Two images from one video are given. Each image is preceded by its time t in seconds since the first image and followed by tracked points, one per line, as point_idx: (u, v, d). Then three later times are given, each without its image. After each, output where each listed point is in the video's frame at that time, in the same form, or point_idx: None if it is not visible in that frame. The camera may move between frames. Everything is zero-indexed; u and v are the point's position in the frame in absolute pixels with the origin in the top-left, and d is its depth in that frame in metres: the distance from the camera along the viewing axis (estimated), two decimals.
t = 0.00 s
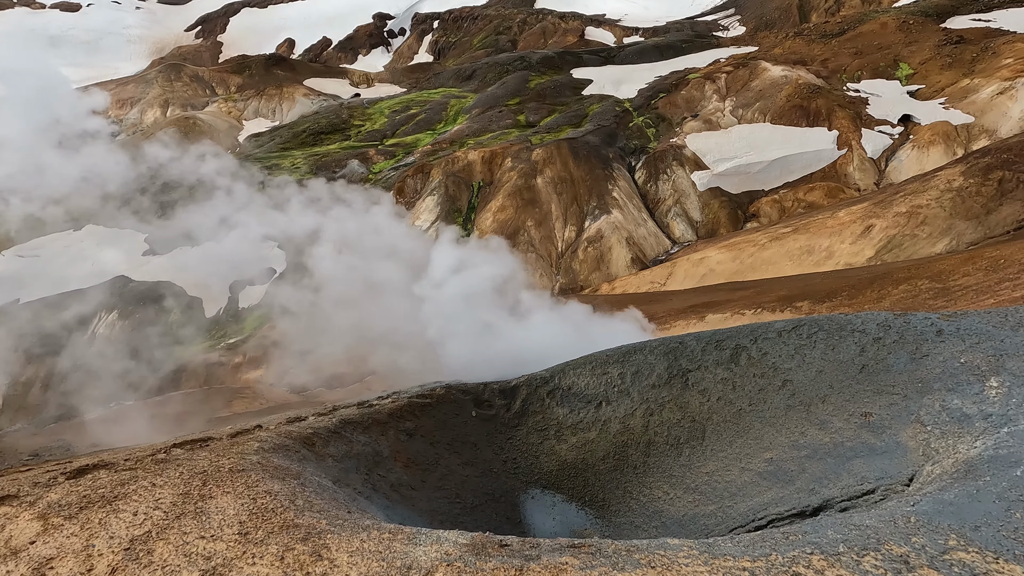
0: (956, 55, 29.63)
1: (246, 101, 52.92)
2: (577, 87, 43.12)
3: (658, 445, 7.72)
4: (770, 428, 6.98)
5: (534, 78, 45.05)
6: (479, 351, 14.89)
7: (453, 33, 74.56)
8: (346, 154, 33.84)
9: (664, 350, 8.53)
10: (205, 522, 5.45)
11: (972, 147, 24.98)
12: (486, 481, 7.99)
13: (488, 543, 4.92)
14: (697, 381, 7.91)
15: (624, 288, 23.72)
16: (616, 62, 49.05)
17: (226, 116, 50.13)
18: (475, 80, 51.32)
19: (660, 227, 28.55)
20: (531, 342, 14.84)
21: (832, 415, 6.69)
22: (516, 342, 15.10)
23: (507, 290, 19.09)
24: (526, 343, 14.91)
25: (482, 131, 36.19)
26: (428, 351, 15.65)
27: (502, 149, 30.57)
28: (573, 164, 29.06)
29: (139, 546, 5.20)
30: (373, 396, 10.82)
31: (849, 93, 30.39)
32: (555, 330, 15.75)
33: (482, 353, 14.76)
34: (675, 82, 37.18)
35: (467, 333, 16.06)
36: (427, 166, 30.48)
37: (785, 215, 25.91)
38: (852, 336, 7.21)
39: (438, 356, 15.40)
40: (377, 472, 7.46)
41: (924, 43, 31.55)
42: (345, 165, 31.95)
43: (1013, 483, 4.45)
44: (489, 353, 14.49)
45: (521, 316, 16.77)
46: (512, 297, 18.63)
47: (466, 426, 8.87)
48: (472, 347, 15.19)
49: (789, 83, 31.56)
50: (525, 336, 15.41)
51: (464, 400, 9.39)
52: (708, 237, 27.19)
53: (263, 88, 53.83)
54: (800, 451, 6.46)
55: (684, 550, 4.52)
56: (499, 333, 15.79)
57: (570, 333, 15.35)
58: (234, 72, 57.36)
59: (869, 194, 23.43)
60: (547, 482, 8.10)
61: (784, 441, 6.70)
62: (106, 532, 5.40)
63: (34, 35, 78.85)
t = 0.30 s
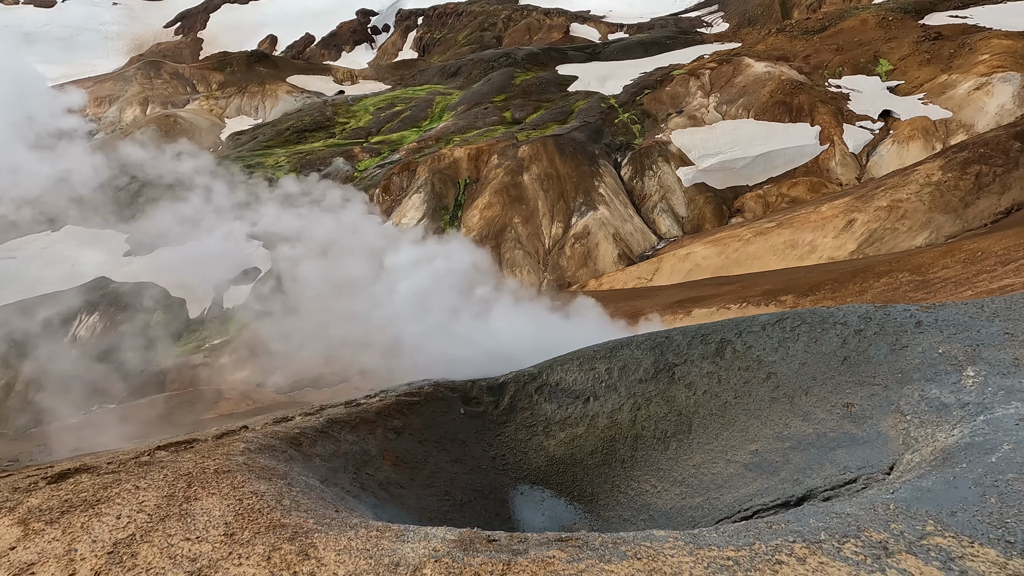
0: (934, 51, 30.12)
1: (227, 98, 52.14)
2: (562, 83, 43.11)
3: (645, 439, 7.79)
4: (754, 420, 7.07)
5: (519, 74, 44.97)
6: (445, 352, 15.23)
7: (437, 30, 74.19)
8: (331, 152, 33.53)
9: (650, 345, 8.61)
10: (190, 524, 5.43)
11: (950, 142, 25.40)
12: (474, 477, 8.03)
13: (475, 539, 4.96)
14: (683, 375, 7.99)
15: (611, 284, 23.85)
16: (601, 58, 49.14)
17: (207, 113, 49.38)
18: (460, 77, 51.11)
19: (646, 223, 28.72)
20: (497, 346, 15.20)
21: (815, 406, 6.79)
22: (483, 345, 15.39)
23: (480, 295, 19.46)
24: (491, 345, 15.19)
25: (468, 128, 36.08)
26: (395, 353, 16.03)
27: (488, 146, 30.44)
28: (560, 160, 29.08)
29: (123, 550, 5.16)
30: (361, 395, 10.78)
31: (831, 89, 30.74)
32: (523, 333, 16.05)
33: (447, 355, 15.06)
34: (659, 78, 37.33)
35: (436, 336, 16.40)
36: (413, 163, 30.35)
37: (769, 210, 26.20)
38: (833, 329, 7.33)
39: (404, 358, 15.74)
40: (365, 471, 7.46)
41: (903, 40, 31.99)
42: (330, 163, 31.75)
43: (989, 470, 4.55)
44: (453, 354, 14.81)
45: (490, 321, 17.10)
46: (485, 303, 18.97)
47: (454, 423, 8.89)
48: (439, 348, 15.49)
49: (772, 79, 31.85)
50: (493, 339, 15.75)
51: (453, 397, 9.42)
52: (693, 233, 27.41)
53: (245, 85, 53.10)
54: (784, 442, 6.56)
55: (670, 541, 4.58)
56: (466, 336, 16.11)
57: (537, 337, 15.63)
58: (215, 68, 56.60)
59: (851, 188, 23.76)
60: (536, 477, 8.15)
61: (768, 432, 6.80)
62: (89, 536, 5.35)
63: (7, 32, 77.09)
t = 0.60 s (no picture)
0: (914, 48, 30.54)
1: (210, 97, 51.51)
2: (549, 80, 43.12)
3: (632, 434, 7.86)
4: (739, 414, 7.15)
5: (505, 72, 44.89)
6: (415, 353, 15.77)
7: (423, 27, 73.88)
8: (316, 150, 33.27)
9: (636, 341, 8.66)
10: (171, 527, 5.39)
11: (931, 137, 25.77)
12: (462, 475, 8.04)
13: (460, 536, 4.98)
14: (669, 370, 8.06)
15: (599, 281, 23.95)
16: (587, 56, 49.17)
17: (190, 112, 48.80)
18: (446, 75, 50.94)
19: (633, 219, 28.86)
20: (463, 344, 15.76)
21: (797, 399, 6.89)
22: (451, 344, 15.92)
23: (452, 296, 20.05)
24: (458, 344, 15.70)
25: (455, 126, 35.98)
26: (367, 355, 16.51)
27: (475, 144, 30.36)
28: (547, 158, 29.08)
29: (101, 555, 5.11)
30: (349, 394, 10.74)
31: (814, 86, 31.02)
32: (490, 329, 16.57)
33: (416, 355, 15.58)
34: (645, 75, 37.45)
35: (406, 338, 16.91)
36: (399, 162, 30.18)
37: (755, 206, 26.43)
38: (815, 323, 7.42)
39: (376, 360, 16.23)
40: (352, 470, 7.44)
41: (884, 37, 32.38)
42: (316, 162, 31.56)
43: (964, 458, 4.64)
44: (422, 354, 15.34)
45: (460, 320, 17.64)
46: (456, 304, 19.52)
47: (442, 422, 8.89)
48: (409, 349, 16.01)
49: (756, 76, 32.07)
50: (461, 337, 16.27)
51: (440, 396, 9.41)
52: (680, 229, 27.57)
53: (228, 83, 52.48)
54: (767, 436, 6.65)
55: (651, 534, 4.64)
56: (434, 335, 16.63)
57: (502, 333, 16.16)
58: (197, 66, 55.82)
59: (834, 184, 24.03)
60: (524, 474, 8.19)
61: (753, 426, 6.89)
62: (68, 540, 5.30)
63: None
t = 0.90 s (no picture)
0: (895, 46, 30.91)
1: (194, 95, 50.92)
2: (536, 78, 43.11)
3: (620, 430, 7.92)
4: (725, 408, 7.23)
5: (492, 70, 44.81)
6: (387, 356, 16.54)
7: (409, 25, 73.58)
8: (302, 149, 32.99)
9: (624, 337, 8.71)
10: (153, 529, 5.34)
11: (912, 134, 26.12)
12: (451, 474, 8.05)
13: (445, 533, 4.99)
14: (656, 366, 8.13)
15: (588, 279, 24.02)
16: (574, 54, 49.23)
17: (174, 111, 48.22)
18: (433, 73, 50.78)
19: (621, 217, 28.99)
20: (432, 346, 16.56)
21: (781, 392, 6.99)
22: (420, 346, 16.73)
23: (418, 290, 20.74)
24: (428, 351, 16.24)
25: (442, 124, 35.88)
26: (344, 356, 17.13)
27: (463, 142, 30.26)
28: (534, 156, 29.08)
29: (82, 559, 5.06)
30: (337, 394, 10.70)
31: (798, 83, 31.29)
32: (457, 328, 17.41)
33: (388, 359, 16.34)
34: (632, 73, 37.57)
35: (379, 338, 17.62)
36: (387, 160, 30.02)
37: (741, 202, 26.66)
38: (799, 317, 7.51)
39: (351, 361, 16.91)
40: (340, 470, 7.43)
41: (866, 35, 32.75)
42: (302, 161, 31.32)
43: (940, 449, 4.73)
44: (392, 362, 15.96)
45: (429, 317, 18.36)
46: (423, 296, 20.15)
47: (430, 421, 8.90)
48: (380, 351, 16.77)
49: (742, 73, 32.28)
50: (429, 339, 17.12)
51: (428, 394, 9.41)
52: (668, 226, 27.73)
53: (212, 81, 51.90)
54: (753, 429, 6.72)
55: (636, 527, 4.69)
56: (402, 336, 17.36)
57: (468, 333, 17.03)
58: (179, 65, 55.13)
59: (819, 180, 24.29)
60: (512, 472, 8.22)
61: (738, 420, 6.96)
62: (47, 544, 5.25)
63: None
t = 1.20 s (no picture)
0: (879, 43, 31.21)
1: (177, 94, 50.31)
2: (523, 75, 43.05)
3: (609, 426, 7.96)
4: (712, 403, 7.29)
5: (480, 67, 44.71)
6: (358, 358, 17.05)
7: (396, 22, 73.21)
8: (289, 147, 32.72)
9: (613, 334, 8.75)
10: (138, 533, 5.30)
11: (896, 131, 26.42)
12: (441, 472, 8.06)
13: (434, 531, 5.00)
14: (645, 362, 8.18)
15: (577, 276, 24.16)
16: (562, 51, 49.23)
17: (157, 110, 47.64)
18: (420, 70, 50.55)
19: (610, 214, 29.08)
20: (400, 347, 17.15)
21: (767, 386, 7.07)
22: (390, 348, 17.33)
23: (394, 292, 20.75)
24: (400, 360, 16.35)
25: (430, 122, 35.75)
26: (312, 355, 17.46)
27: (451, 140, 30.14)
28: (523, 154, 29.05)
29: (66, 565, 5.01)
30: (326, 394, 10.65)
31: (784, 80, 31.50)
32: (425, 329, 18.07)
33: (358, 360, 16.86)
34: (620, 70, 37.63)
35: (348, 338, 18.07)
36: (375, 158, 29.86)
37: (728, 199, 26.85)
38: (785, 312, 7.59)
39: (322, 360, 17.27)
40: (330, 470, 7.42)
41: (850, 32, 33.05)
42: (289, 160, 31.08)
43: (919, 441, 4.79)
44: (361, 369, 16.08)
45: (396, 314, 18.93)
46: (388, 292, 20.64)
47: (420, 419, 8.90)
48: (353, 360, 16.91)
49: (728, 70, 32.45)
50: (401, 346, 17.25)
51: (418, 393, 9.40)
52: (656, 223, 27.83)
53: (196, 79, 51.31)
54: (740, 424, 6.79)
55: (623, 522, 4.73)
56: (374, 337, 17.92)
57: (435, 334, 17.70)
58: (162, 62, 54.42)
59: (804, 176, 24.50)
60: (503, 469, 8.25)
61: (725, 415, 7.03)
62: (31, 549, 5.21)
63: None
